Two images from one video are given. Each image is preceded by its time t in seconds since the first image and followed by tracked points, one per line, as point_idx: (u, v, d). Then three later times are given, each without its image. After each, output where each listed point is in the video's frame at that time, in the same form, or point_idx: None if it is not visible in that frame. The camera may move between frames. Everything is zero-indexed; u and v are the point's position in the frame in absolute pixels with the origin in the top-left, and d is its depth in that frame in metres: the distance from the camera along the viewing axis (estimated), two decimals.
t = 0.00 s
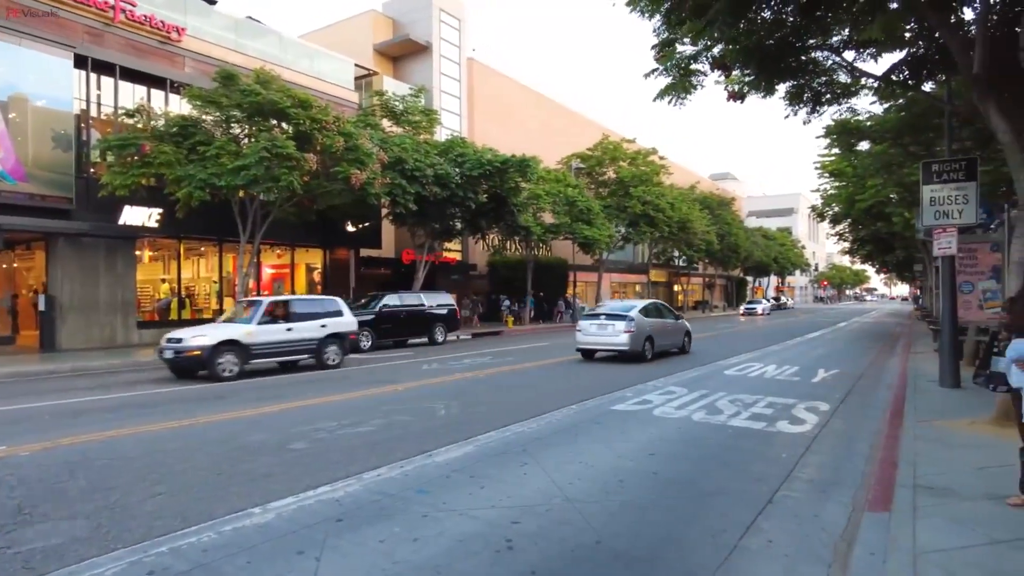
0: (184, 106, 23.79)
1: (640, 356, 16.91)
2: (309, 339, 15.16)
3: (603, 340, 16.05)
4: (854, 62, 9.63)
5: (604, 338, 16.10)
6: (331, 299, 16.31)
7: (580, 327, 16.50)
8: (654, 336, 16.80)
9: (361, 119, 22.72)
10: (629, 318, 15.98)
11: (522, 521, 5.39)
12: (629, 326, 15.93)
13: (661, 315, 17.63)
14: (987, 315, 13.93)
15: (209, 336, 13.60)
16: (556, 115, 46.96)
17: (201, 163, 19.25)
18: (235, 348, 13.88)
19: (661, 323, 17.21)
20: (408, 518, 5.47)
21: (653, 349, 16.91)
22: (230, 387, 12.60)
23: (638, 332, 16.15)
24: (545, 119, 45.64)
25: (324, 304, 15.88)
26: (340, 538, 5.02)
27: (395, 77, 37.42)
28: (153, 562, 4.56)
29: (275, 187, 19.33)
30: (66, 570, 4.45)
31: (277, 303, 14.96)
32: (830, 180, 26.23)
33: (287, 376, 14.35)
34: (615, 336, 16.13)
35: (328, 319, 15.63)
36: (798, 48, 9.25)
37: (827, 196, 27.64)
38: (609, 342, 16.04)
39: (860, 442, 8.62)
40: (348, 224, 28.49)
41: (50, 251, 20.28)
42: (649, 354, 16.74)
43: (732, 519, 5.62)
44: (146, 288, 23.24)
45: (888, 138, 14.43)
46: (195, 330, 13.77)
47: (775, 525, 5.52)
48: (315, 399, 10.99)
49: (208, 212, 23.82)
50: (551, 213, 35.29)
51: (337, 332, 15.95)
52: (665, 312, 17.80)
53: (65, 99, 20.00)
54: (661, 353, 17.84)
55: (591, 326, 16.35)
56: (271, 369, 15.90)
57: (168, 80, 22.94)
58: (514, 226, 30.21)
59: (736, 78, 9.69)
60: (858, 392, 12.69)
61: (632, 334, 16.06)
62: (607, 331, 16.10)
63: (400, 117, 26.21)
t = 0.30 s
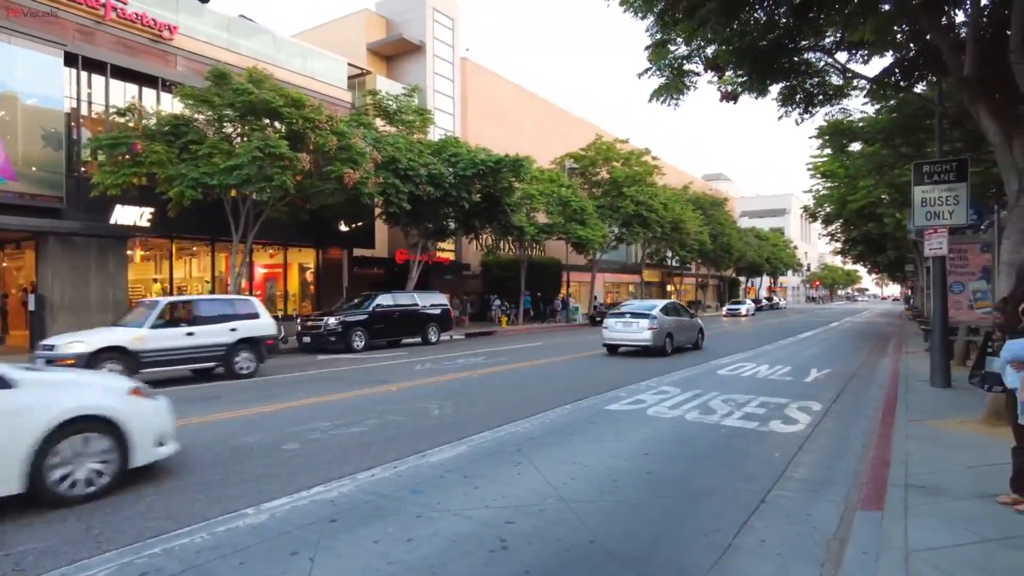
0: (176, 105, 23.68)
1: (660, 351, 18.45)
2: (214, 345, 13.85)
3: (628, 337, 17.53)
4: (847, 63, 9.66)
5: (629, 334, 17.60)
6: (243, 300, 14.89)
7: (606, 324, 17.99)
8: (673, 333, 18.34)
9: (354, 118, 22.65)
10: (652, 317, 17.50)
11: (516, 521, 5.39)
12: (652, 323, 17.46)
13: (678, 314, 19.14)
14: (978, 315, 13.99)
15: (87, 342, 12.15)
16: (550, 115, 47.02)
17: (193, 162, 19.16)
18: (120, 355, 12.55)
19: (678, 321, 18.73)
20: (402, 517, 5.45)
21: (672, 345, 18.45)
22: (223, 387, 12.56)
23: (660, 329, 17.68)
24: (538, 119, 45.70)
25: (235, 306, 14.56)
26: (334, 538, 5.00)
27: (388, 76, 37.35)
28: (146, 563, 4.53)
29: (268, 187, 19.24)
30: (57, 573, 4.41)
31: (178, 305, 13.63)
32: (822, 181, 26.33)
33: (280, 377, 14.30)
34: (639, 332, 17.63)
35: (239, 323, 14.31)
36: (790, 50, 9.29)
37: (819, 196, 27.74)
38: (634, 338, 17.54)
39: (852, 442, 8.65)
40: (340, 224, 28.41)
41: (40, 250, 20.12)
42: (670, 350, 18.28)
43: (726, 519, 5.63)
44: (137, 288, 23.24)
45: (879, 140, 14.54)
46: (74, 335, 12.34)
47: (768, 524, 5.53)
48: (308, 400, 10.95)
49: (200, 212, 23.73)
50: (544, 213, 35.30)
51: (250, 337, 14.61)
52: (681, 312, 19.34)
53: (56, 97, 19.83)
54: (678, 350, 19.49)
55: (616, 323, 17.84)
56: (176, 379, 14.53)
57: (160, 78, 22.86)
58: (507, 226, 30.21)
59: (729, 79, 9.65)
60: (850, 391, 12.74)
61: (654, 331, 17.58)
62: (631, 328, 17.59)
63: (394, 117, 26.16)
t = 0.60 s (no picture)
0: (173, 104, 23.65)
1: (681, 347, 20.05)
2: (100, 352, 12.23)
3: (653, 333, 19.09)
4: (844, 64, 9.68)
5: (653, 331, 19.15)
6: (146, 302, 13.39)
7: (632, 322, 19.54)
8: (692, 330, 19.89)
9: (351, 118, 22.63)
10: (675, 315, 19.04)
11: (515, 521, 5.39)
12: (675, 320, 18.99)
13: (695, 313, 20.71)
14: (975, 315, 14.03)
15: None
16: (547, 116, 47.04)
17: (190, 162, 19.13)
18: None
19: (697, 319, 20.29)
20: (401, 518, 5.45)
21: (691, 341, 20.02)
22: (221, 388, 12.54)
23: (682, 326, 19.26)
24: (536, 119, 45.72)
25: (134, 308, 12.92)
26: (333, 539, 4.99)
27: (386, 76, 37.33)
28: (145, 564, 4.52)
29: (265, 187, 19.19)
30: (55, 573, 4.39)
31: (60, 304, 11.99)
32: (820, 181, 26.38)
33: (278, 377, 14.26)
34: (662, 329, 19.18)
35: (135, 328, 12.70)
36: (788, 51, 9.29)
37: (817, 196, 27.78)
38: (658, 334, 19.09)
39: (850, 442, 8.66)
40: (338, 224, 28.37)
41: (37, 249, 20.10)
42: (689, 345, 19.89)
43: (724, 519, 5.63)
44: (134, 287, 23.16)
45: (876, 141, 14.57)
46: None
47: (767, 524, 5.54)
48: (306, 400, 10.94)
49: (197, 211, 23.69)
50: (542, 213, 35.29)
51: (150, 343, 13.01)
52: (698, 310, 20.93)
53: (53, 97, 19.77)
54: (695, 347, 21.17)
55: (641, 320, 19.39)
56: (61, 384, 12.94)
57: (158, 78, 22.84)
58: (505, 226, 30.21)
59: (727, 80, 9.63)
60: (847, 391, 12.77)
61: (676, 328, 19.14)
62: (656, 325, 19.14)
63: (392, 116, 26.14)
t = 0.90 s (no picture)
0: (173, 104, 23.66)
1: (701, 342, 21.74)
2: None
3: (675, 330, 20.75)
4: (844, 65, 9.68)
5: (675, 328, 20.81)
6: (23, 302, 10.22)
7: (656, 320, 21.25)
8: (711, 327, 21.58)
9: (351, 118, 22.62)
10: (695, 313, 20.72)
11: (516, 521, 5.40)
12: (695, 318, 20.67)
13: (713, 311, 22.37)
14: (975, 315, 14.05)
15: None
16: (547, 115, 47.07)
17: (190, 162, 19.14)
18: None
19: (715, 317, 21.95)
20: (403, 518, 5.45)
21: (710, 337, 21.73)
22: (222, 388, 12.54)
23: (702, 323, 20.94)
24: (536, 119, 45.75)
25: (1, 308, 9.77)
26: (334, 538, 5.00)
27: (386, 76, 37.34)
28: (147, 564, 4.52)
29: (265, 187, 19.18)
30: (58, 573, 4.40)
31: None
32: (820, 182, 26.41)
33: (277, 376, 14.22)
34: (683, 326, 20.84)
35: None
36: (789, 51, 9.29)
37: (817, 196, 27.82)
38: (679, 331, 20.75)
39: (851, 441, 8.67)
40: (338, 224, 28.35)
41: (36, 249, 20.09)
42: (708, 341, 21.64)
43: (726, 519, 5.63)
44: (134, 286, 23.18)
45: (876, 141, 14.57)
46: None
47: (768, 524, 5.54)
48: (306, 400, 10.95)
49: (197, 212, 23.68)
50: (542, 213, 35.32)
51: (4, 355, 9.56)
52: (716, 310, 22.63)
53: (53, 96, 19.76)
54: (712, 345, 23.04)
55: (664, 318, 21.09)
56: None
57: (158, 78, 22.83)
58: (505, 226, 30.23)
59: (727, 80, 9.64)
60: (847, 391, 12.78)
61: (697, 325, 20.79)
62: (677, 322, 20.77)
63: (392, 116, 26.15)
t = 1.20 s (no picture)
0: (174, 104, 23.68)
1: (718, 339, 23.20)
2: None
3: (695, 327, 22.22)
4: (845, 66, 9.69)
5: (695, 325, 22.30)
6: None
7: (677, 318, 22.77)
8: (728, 324, 23.08)
9: (352, 117, 22.59)
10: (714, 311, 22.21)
11: (518, 521, 5.40)
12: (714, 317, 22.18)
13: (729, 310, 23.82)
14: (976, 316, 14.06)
15: None
16: (548, 116, 47.08)
17: (192, 162, 19.14)
18: None
19: (731, 315, 23.44)
20: (405, 518, 5.46)
21: (727, 333, 23.23)
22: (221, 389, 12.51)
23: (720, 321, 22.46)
24: (537, 119, 45.76)
25: None
26: (336, 538, 5.00)
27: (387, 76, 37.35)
28: (150, 564, 4.52)
29: (266, 187, 19.17)
30: (60, 573, 4.39)
31: None
32: (820, 182, 26.41)
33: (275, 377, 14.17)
34: (703, 324, 22.35)
35: None
36: (790, 51, 9.29)
37: (818, 196, 27.83)
38: (699, 328, 22.22)
39: (852, 442, 8.67)
40: (338, 224, 28.33)
41: (37, 250, 20.09)
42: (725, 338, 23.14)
43: (728, 519, 5.63)
44: (135, 287, 23.17)
45: (878, 141, 14.55)
46: None
47: (769, 524, 5.55)
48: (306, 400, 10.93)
49: (197, 212, 23.69)
50: (543, 213, 35.33)
51: None
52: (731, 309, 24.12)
53: (54, 96, 19.76)
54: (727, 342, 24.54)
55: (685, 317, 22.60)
56: None
57: (158, 78, 22.85)
58: (506, 226, 30.24)
59: (728, 80, 9.65)
60: (848, 392, 12.78)
61: (715, 322, 22.29)
62: (697, 320, 22.26)
63: (392, 116, 26.15)
